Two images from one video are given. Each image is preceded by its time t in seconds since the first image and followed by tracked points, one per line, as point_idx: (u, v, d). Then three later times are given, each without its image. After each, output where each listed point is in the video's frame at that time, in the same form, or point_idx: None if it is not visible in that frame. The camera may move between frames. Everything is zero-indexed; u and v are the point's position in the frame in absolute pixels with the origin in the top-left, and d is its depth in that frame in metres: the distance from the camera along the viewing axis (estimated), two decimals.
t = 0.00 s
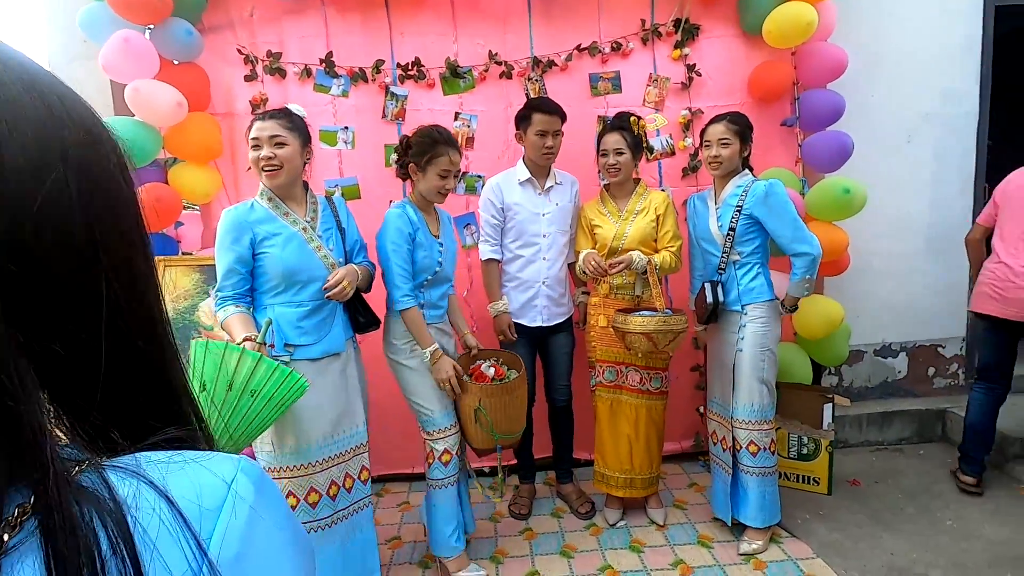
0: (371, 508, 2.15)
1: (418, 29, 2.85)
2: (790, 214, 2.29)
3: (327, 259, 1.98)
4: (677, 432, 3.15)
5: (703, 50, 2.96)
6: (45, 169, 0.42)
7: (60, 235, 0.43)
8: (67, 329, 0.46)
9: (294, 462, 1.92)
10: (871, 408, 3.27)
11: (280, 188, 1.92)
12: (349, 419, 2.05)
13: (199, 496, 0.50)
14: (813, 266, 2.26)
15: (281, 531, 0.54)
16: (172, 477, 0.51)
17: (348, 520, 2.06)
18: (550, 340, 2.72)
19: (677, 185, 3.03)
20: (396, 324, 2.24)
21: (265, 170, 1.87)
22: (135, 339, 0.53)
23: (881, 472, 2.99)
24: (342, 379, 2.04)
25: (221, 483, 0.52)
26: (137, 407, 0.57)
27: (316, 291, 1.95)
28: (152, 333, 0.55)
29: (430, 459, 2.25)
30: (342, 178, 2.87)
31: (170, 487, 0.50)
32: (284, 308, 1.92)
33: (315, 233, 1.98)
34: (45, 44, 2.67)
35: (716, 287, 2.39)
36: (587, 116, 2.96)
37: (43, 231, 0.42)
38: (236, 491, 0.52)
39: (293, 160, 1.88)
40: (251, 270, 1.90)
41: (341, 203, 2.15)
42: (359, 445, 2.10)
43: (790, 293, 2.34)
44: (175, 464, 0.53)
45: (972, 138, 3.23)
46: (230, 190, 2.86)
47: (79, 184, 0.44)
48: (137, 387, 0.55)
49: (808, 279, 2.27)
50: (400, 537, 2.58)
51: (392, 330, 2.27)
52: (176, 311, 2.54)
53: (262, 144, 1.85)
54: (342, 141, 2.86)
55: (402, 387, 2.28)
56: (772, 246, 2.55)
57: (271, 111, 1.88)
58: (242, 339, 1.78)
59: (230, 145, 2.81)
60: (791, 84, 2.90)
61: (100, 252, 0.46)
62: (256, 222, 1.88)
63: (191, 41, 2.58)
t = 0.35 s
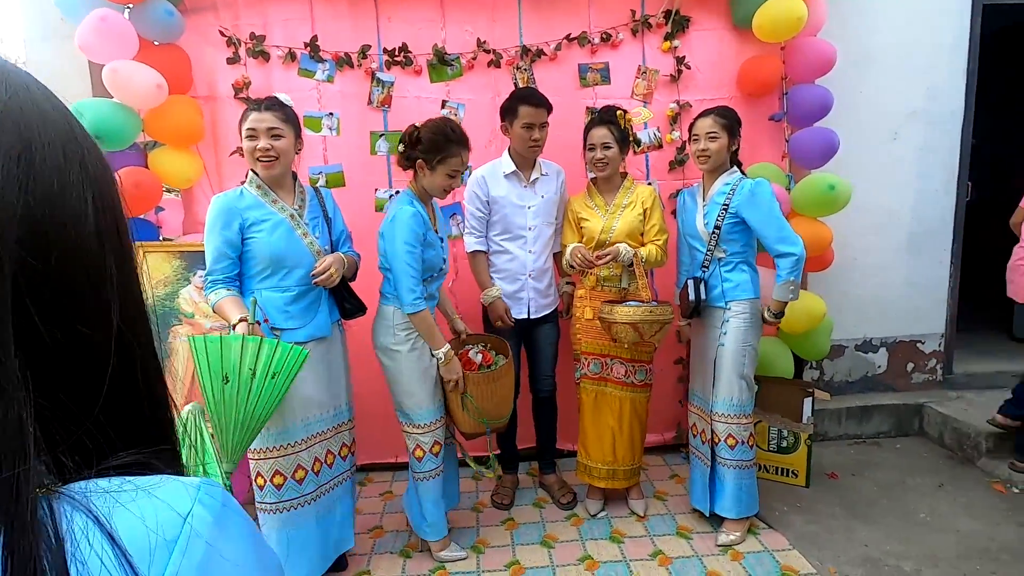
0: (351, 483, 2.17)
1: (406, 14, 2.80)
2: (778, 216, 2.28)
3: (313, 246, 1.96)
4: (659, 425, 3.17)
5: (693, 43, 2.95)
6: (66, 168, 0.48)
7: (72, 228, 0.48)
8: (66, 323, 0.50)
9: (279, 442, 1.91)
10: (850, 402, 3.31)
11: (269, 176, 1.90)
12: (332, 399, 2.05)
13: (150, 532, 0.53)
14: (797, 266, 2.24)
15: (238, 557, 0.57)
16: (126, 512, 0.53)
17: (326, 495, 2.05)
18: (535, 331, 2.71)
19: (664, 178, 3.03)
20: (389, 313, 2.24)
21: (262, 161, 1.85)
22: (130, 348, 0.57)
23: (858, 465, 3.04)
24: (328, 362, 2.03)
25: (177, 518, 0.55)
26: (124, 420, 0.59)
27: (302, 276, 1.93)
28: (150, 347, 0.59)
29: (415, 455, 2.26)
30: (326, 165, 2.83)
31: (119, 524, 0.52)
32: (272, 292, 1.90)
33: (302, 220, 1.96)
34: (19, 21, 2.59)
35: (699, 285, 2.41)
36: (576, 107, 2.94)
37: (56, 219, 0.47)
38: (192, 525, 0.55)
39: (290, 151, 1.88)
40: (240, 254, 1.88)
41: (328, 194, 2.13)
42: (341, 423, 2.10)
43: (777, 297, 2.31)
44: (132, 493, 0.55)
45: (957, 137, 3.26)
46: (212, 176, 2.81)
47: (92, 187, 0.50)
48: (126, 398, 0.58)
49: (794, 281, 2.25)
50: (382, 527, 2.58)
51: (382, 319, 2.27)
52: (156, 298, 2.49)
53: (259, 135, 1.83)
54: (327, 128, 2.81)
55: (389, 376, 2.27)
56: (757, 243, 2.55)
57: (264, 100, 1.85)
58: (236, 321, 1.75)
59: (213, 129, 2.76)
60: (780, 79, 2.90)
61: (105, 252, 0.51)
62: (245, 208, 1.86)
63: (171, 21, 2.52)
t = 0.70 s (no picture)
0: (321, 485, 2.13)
1: (389, 8, 2.77)
2: (762, 229, 2.31)
3: (289, 245, 1.94)
4: (642, 422, 3.19)
5: (678, 40, 2.95)
6: (34, 179, 0.50)
7: (43, 238, 0.51)
8: (36, 329, 0.51)
9: (236, 439, 1.91)
10: (830, 399, 3.35)
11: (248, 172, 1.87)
12: (300, 396, 2.02)
13: (97, 538, 0.50)
14: (767, 279, 2.29)
15: (188, 562, 0.56)
16: (70, 521, 0.51)
17: (287, 495, 2.02)
18: (518, 329, 2.70)
19: (648, 176, 3.03)
20: (358, 312, 2.24)
21: (250, 158, 1.82)
22: (97, 355, 0.58)
23: (838, 461, 3.08)
24: (298, 361, 2.00)
25: (127, 523, 0.53)
26: (88, 432, 0.58)
27: (276, 275, 1.92)
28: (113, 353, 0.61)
29: (392, 447, 2.27)
30: (308, 160, 2.81)
31: (64, 532, 0.50)
32: (243, 289, 1.88)
33: (279, 219, 1.93)
34: None
35: (683, 288, 2.44)
36: (561, 104, 2.93)
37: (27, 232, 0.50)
38: (143, 529, 0.53)
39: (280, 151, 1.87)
40: (215, 250, 1.86)
41: (310, 191, 2.10)
42: (311, 422, 2.07)
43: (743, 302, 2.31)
44: (80, 500, 0.53)
45: (937, 137, 3.29)
46: (191, 169, 2.77)
47: (57, 200, 0.52)
48: (93, 409, 0.58)
49: (762, 290, 2.28)
50: (363, 524, 2.57)
51: (351, 318, 2.26)
52: (134, 293, 2.45)
53: (252, 134, 1.81)
54: (309, 122, 2.78)
55: (365, 375, 2.26)
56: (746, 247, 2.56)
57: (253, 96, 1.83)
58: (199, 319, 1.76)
59: (191, 122, 2.71)
60: (764, 78, 2.90)
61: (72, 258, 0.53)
62: (221, 204, 1.84)
63: (148, 11, 2.47)
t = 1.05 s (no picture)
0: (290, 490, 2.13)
1: (375, 9, 2.76)
2: (744, 233, 2.32)
3: (249, 248, 1.94)
4: (627, 424, 3.20)
5: (664, 44, 2.96)
6: None
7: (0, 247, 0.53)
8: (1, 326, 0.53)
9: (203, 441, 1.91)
10: (814, 401, 3.38)
11: (205, 169, 1.85)
12: (271, 401, 2.03)
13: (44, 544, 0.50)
14: (743, 277, 2.32)
15: (137, 569, 0.56)
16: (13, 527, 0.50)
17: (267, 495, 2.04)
18: (503, 331, 2.70)
19: (635, 179, 3.04)
20: (338, 315, 2.24)
21: (213, 157, 1.82)
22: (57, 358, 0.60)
23: (821, 463, 3.11)
24: (260, 369, 2.00)
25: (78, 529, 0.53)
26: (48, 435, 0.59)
27: (235, 282, 1.93)
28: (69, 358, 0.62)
29: (377, 438, 2.27)
30: (293, 161, 2.79)
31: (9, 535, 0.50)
32: (203, 296, 1.90)
33: (237, 221, 1.93)
34: None
35: (665, 289, 2.51)
36: (547, 106, 2.94)
37: None
38: (95, 532, 0.53)
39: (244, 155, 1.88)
40: (172, 258, 1.89)
41: (272, 190, 2.09)
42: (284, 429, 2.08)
43: (705, 285, 2.36)
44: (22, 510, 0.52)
45: (919, 142, 3.33)
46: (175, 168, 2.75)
47: (21, 205, 0.54)
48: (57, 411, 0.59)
49: (730, 282, 2.32)
50: (346, 527, 2.56)
51: (331, 322, 2.26)
52: (114, 294, 2.38)
53: (223, 134, 1.82)
54: (294, 122, 2.77)
55: (346, 373, 2.27)
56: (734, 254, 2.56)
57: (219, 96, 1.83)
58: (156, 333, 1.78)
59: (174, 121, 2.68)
60: (749, 82, 2.93)
61: (34, 260, 0.55)
62: (174, 210, 1.85)
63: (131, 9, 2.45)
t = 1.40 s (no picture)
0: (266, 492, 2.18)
1: (373, 8, 2.77)
2: (739, 230, 2.35)
3: (205, 249, 1.95)
4: (621, 425, 3.20)
5: (660, 47, 2.98)
6: (25, 204, 0.58)
7: (29, 253, 0.58)
8: (28, 310, 0.59)
9: (173, 460, 1.92)
10: (807, 404, 3.39)
11: (160, 162, 1.84)
12: (241, 411, 2.05)
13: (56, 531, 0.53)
14: (743, 275, 2.34)
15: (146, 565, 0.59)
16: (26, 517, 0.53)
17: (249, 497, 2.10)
18: (498, 331, 2.70)
19: (630, 181, 3.05)
20: (333, 315, 2.22)
21: (174, 149, 1.82)
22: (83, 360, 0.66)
23: (813, 465, 3.12)
24: (224, 377, 2.00)
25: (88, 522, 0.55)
26: (66, 429, 0.65)
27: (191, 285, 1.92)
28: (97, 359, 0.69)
29: (372, 443, 2.27)
30: (289, 159, 2.79)
31: (23, 522, 0.53)
32: (156, 301, 1.89)
33: (191, 220, 1.93)
34: None
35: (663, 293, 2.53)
36: (544, 108, 2.94)
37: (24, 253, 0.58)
38: (105, 524, 0.56)
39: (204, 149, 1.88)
40: (121, 261, 1.87)
41: (230, 185, 2.09)
42: (256, 436, 2.11)
43: (704, 280, 2.35)
44: (36, 498, 0.55)
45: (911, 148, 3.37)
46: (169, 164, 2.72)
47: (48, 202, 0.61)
48: (80, 408, 0.66)
49: (734, 275, 2.33)
50: (338, 527, 2.55)
51: (326, 320, 2.24)
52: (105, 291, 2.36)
53: (184, 129, 1.82)
54: (290, 121, 2.76)
55: (340, 375, 2.24)
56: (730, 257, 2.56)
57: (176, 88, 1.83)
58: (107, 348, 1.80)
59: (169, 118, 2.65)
60: (744, 86, 2.95)
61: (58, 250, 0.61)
62: (121, 209, 1.83)
63: (127, 5, 2.44)
